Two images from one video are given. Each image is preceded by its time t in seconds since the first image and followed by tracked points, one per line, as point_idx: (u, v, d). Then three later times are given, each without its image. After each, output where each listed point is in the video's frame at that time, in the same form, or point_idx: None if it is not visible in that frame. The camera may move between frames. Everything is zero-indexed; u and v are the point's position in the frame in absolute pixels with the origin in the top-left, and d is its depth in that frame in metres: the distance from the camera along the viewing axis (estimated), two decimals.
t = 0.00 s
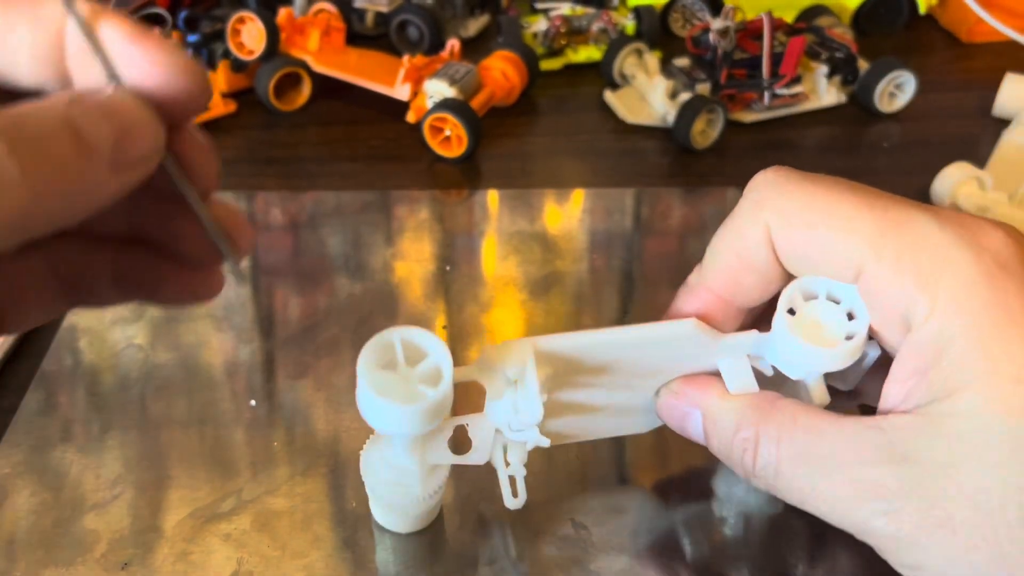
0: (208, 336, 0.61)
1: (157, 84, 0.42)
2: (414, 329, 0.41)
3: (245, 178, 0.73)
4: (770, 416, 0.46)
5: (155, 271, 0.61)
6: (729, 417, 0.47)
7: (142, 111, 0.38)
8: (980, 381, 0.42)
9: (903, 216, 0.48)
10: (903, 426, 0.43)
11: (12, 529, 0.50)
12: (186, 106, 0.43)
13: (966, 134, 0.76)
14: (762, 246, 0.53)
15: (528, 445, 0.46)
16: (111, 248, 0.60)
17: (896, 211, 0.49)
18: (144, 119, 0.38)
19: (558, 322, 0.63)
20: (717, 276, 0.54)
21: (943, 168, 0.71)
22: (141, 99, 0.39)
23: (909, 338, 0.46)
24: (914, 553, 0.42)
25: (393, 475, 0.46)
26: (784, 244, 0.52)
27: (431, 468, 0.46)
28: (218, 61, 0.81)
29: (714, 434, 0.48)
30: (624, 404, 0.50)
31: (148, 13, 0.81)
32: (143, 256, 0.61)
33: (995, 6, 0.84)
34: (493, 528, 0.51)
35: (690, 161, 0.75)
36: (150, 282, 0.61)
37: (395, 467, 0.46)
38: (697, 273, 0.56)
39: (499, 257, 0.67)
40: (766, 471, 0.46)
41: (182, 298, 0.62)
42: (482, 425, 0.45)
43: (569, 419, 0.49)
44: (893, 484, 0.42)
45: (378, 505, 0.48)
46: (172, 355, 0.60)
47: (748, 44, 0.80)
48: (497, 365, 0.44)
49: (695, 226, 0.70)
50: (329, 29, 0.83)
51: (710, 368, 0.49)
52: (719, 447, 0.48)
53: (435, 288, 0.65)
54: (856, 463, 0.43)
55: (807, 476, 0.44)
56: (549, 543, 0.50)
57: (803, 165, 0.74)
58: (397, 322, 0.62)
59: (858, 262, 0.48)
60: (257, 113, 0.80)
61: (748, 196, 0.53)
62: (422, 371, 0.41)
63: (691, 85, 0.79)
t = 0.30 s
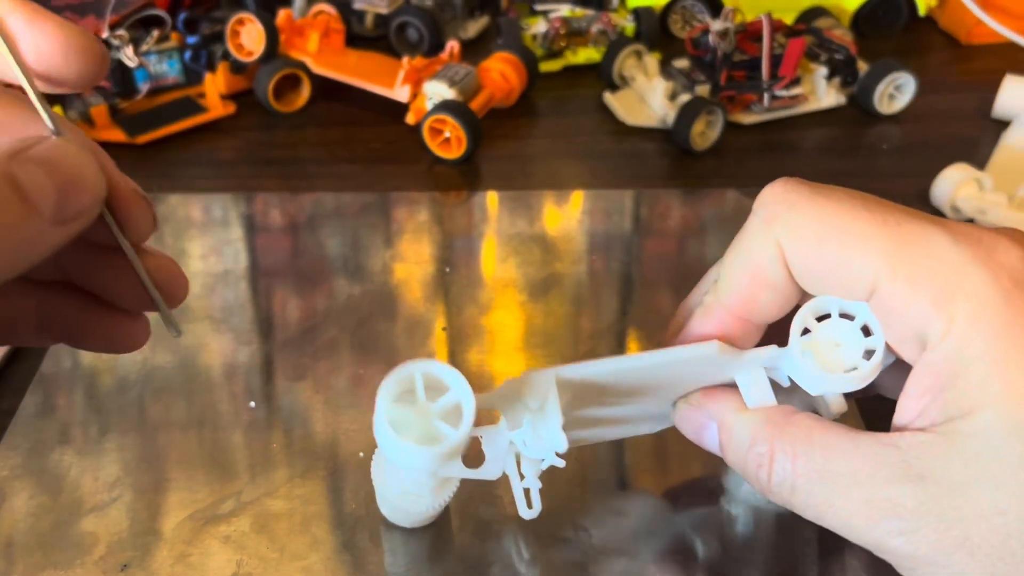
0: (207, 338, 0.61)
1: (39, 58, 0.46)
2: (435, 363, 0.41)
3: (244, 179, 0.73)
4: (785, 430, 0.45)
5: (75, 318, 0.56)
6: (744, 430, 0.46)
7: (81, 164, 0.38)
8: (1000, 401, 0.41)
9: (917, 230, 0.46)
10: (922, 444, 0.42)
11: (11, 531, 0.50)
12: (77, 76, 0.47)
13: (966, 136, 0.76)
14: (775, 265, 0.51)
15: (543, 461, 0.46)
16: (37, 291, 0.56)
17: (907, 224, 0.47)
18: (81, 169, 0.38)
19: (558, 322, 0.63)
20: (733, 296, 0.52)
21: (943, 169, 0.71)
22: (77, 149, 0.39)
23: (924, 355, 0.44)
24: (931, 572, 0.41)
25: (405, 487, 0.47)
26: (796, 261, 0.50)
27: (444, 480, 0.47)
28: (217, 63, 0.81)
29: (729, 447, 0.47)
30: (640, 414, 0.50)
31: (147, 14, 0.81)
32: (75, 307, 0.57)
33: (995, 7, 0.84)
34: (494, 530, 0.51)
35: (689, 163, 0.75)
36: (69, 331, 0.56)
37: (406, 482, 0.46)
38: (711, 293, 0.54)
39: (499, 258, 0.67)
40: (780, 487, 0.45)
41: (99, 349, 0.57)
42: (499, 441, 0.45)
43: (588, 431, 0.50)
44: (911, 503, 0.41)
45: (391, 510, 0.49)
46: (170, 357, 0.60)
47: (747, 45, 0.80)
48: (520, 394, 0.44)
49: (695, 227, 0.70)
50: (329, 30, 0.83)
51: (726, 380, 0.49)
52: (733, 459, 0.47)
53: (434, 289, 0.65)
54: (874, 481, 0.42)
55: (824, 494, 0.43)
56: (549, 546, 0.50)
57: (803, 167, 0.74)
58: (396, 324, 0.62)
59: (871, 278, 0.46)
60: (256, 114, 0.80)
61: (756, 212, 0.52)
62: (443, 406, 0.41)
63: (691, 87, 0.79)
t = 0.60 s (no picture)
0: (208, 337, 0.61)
1: (139, 110, 0.46)
2: (436, 366, 0.41)
3: (245, 179, 0.73)
4: (785, 431, 0.45)
5: (155, 328, 0.60)
6: (744, 431, 0.46)
7: (141, 145, 0.38)
8: (1000, 401, 0.40)
9: (919, 231, 0.46)
10: (921, 444, 0.42)
11: (12, 531, 0.50)
12: (180, 136, 0.48)
13: (966, 136, 0.76)
14: (776, 268, 0.51)
15: (543, 464, 0.47)
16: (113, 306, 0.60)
17: (908, 225, 0.46)
18: (145, 154, 0.38)
19: (558, 322, 0.63)
20: (733, 298, 0.53)
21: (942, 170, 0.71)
22: (145, 130, 0.39)
23: (925, 355, 0.44)
24: (930, 572, 0.41)
25: (406, 490, 0.47)
26: (797, 264, 0.49)
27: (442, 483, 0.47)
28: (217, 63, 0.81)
29: (729, 448, 0.47)
30: (640, 416, 0.51)
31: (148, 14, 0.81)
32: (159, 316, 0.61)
33: (996, 8, 0.84)
34: (494, 530, 0.51)
35: (689, 163, 0.75)
36: (152, 343, 0.60)
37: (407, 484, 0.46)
38: (711, 294, 0.54)
39: (499, 259, 0.68)
40: (780, 488, 0.45)
41: (191, 357, 0.59)
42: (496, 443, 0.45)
43: (589, 433, 0.50)
44: (911, 502, 0.41)
45: (390, 512, 0.49)
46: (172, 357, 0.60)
47: (747, 45, 0.80)
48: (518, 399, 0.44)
49: (695, 227, 0.70)
50: (329, 30, 0.83)
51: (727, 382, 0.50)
52: (734, 460, 0.47)
53: (435, 289, 0.65)
54: (874, 481, 0.42)
55: (823, 494, 0.43)
56: (549, 545, 0.50)
57: (803, 167, 0.74)
58: (397, 324, 0.63)
59: (872, 280, 0.46)
60: (257, 114, 0.80)
61: (759, 213, 0.51)
62: (443, 409, 0.41)
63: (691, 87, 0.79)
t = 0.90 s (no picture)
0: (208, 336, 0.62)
1: (240, 104, 0.49)
2: (428, 355, 0.41)
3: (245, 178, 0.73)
4: (777, 422, 0.45)
5: (227, 321, 0.61)
6: (737, 422, 0.46)
7: (241, 139, 0.39)
8: (989, 389, 0.40)
9: (905, 223, 0.46)
10: (911, 433, 0.42)
11: (12, 530, 0.50)
12: (277, 130, 0.50)
13: (966, 136, 0.76)
14: (765, 261, 0.51)
15: (536, 458, 0.47)
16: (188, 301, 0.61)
17: (897, 218, 0.46)
18: (245, 147, 0.40)
19: (558, 322, 0.63)
20: (722, 289, 0.53)
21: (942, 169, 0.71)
22: (246, 125, 0.40)
23: (914, 346, 0.44)
24: (921, 561, 0.40)
25: (399, 487, 0.46)
26: (785, 256, 0.50)
27: (438, 477, 0.46)
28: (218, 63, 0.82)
29: (721, 439, 0.47)
30: (633, 410, 0.51)
31: (148, 14, 0.81)
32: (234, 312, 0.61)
33: (997, 7, 0.83)
34: (494, 529, 0.51)
35: (689, 162, 0.75)
36: (222, 334, 0.61)
37: (398, 480, 0.46)
38: (701, 285, 0.54)
39: (499, 258, 0.68)
40: (773, 478, 0.45)
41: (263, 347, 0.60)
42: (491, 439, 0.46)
43: (581, 427, 0.50)
44: (902, 490, 0.40)
45: (384, 508, 0.49)
46: (172, 357, 0.60)
47: (748, 45, 0.79)
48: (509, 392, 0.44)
49: (695, 227, 0.70)
50: (329, 30, 0.83)
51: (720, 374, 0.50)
52: (726, 452, 0.47)
53: (435, 288, 0.65)
54: (865, 469, 0.41)
55: (814, 483, 0.43)
56: (549, 544, 0.50)
57: (803, 166, 0.74)
58: (397, 323, 0.63)
59: (861, 271, 0.46)
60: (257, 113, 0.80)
61: (748, 207, 0.52)
62: (434, 399, 0.41)
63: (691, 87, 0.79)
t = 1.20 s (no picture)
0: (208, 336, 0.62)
1: (291, 136, 0.47)
2: (459, 351, 0.42)
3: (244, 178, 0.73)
4: (804, 417, 0.45)
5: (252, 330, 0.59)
6: (765, 419, 0.47)
7: (290, 172, 0.39)
8: (1019, 380, 0.40)
9: (932, 214, 0.46)
10: (941, 425, 0.42)
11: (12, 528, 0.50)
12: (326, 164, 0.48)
13: (966, 136, 0.76)
14: (791, 256, 0.52)
15: (563, 457, 0.47)
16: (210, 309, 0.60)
17: (922, 210, 0.47)
18: (291, 179, 0.39)
19: (558, 322, 0.63)
20: (749, 285, 0.53)
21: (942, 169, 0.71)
22: (295, 158, 0.39)
23: (943, 337, 0.44)
24: (957, 553, 0.41)
25: (427, 485, 0.47)
26: (811, 250, 0.50)
27: (465, 475, 0.47)
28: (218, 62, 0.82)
29: (749, 435, 0.48)
30: (661, 407, 0.51)
31: (148, 14, 0.82)
32: (258, 325, 0.59)
33: (997, 7, 0.83)
34: (494, 529, 0.51)
35: (689, 162, 0.75)
36: (246, 341, 0.59)
37: (426, 478, 0.47)
38: (729, 282, 0.55)
39: (499, 258, 0.68)
40: (802, 473, 0.45)
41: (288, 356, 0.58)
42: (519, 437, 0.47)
43: (609, 425, 0.50)
44: (934, 482, 0.41)
45: (412, 508, 0.49)
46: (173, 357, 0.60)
47: (748, 45, 0.79)
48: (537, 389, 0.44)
49: (695, 227, 0.70)
50: (329, 29, 0.83)
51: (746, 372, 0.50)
52: (754, 447, 0.48)
53: (435, 289, 0.65)
54: (896, 462, 0.42)
55: (844, 477, 0.43)
56: (549, 543, 0.50)
57: (802, 166, 0.74)
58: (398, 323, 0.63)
59: (888, 263, 0.46)
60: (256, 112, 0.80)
61: (773, 202, 0.52)
62: (466, 392, 0.41)
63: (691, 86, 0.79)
